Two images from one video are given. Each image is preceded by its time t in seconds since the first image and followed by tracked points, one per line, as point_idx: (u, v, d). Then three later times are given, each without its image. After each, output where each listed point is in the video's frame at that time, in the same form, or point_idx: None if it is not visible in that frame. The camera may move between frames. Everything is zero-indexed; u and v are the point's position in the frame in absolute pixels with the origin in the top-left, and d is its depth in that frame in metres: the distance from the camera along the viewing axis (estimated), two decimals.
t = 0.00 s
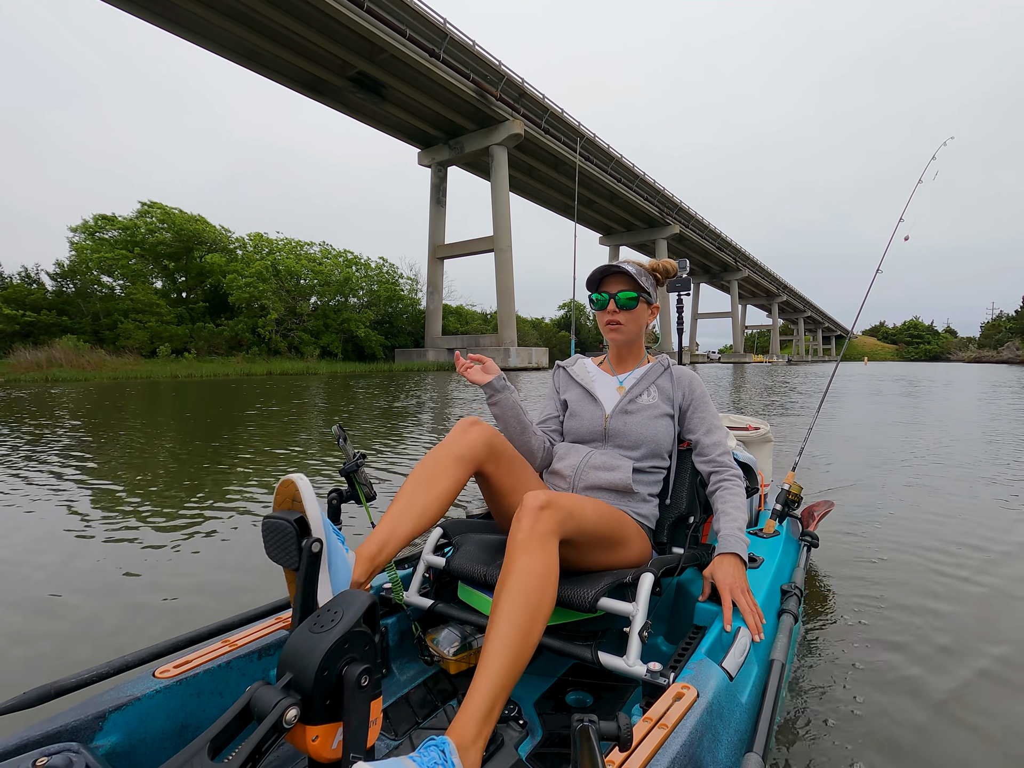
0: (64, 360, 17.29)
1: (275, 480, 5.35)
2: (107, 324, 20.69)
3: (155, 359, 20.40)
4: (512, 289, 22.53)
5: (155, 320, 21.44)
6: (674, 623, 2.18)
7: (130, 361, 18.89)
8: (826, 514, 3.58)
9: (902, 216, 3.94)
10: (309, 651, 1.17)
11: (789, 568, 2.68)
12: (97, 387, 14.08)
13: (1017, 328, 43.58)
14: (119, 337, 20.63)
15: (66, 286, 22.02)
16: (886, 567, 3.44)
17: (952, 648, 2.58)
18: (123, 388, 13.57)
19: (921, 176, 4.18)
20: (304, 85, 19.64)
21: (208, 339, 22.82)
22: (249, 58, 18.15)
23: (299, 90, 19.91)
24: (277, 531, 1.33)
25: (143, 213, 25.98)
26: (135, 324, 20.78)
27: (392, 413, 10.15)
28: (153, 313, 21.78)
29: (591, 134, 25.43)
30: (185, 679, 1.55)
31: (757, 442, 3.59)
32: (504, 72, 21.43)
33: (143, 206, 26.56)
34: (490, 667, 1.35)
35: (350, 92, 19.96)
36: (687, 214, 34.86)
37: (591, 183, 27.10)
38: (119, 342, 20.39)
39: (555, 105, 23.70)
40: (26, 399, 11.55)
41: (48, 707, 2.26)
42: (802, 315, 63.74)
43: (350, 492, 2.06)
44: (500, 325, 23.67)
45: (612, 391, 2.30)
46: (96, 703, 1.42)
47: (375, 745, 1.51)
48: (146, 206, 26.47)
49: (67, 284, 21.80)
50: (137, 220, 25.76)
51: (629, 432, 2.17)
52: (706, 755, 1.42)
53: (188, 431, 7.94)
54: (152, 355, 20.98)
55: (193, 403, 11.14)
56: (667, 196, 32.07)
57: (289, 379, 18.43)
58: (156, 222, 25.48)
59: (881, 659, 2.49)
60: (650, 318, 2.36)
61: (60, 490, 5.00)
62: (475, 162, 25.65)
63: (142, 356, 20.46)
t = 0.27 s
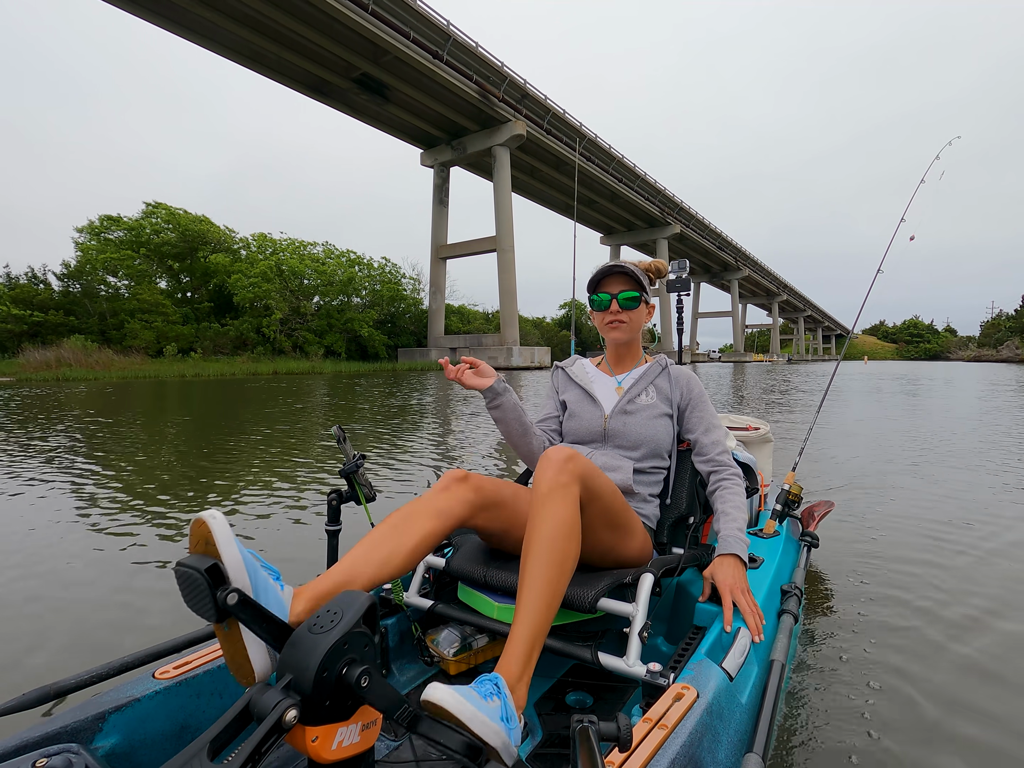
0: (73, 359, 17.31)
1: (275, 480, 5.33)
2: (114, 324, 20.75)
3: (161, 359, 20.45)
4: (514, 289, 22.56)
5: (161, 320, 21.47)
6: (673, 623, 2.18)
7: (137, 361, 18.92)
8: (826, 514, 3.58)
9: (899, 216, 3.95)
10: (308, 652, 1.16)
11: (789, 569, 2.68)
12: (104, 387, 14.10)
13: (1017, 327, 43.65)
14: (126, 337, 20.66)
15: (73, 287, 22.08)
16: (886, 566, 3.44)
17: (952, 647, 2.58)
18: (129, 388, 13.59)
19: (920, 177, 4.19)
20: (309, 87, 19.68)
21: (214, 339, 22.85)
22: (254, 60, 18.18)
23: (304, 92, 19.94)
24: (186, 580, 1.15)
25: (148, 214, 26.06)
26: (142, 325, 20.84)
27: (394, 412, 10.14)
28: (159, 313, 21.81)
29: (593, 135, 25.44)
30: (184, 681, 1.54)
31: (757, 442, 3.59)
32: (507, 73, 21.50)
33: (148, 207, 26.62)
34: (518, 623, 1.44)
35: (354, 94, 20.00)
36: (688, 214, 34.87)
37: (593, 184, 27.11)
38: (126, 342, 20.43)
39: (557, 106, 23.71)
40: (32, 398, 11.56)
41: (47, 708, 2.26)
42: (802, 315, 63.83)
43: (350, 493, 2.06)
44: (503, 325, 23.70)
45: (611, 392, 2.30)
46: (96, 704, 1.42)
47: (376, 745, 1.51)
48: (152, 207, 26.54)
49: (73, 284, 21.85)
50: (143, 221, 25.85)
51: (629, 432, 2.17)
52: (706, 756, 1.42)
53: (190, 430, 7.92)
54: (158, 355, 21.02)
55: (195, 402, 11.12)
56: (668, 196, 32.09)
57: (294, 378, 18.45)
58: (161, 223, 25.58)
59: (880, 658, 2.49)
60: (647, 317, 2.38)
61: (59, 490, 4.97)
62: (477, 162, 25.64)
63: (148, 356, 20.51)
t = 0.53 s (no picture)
0: (82, 360, 17.35)
1: (276, 481, 5.31)
2: (120, 325, 20.76)
3: (168, 359, 20.45)
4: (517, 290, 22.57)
5: (167, 320, 21.49)
6: (674, 623, 2.18)
7: (145, 361, 18.96)
8: (826, 513, 3.58)
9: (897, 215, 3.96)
10: (309, 651, 1.17)
11: (789, 568, 2.68)
12: (111, 387, 14.09)
13: (1016, 327, 43.74)
14: (132, 337, 20.71)
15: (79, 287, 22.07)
16: (887, 565, 3.44)
17: (953, 646, 2.57)
18: (137, 388, 13.61)
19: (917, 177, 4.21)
20: (314, 90, 19.73)
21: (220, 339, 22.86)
22: (259, 62, 18.20)
23: (309, 94, 19.98)
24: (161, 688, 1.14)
25: (154, 215, 26.10)
26: (148, 325, 20.86)
27: (397, 412, 10.15)
28: (166, 314, 21.86)
29: (594, 136, 25.46)
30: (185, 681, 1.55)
31: (757, 441, 3.59)
32: (510, 75, 21.58)
33: (153, 208, 26.65)
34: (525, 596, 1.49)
35: (358, 96, 20.04)
36: (689, 214, 34.88)
37: (594, 185, 27.16)
38: (132, 342, 20.44)
39: (559, 108, 23.73)
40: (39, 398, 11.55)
41: (48, 708, 2.25)
42: (803, 315, 63.92)
43: (350, 493, 2.06)
44: (506, 325, 23.73)
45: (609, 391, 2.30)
46: (96, 704, 1.42)
47: (377, 745, 1.51)
48: (157, 208, 26.58)
49: (79, 285, 21.85)
50: (149, 222, 25.88)
51: (628, 430, 2.17)
52: (706, 754, 1.42)
53: (194, 430, 7.90)
54: (165, 355, 21.05)
55: (198, 402, 11.11)
56: (669, 196, 32.11)
57: (299, 378, 18.44)
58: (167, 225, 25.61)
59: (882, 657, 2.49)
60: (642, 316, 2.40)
61: (61, 490, 4.96)
62: (479, 164, 25.67)
63: (155, 356, 20.53)
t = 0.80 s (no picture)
0: (91, 361, 17.37)
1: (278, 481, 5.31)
2: (128, 325, 20.82)
3: (175, 359, 20.50)
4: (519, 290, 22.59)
5: (174, 321, 21.54)
6: (674, 622, 2.18)
7: (153, 361, 18.98)
8: (826, 512, 3.58)
9: (900, 216, 3.95)
10: (309, 651, 1.17)
11: (789, 567, 2.68)
12: (120, 388, 14.11)
13: (1017, 327, 43.76)
14: (140, 338, 20.75)
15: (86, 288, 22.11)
16: (887, 565, 3.44)
17: (952, 646, 2.57)
18: (147, 389, 13.63)
19: (921, 179, 4.20)
20: (319, 93, 19.78)
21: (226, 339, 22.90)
22: (264, 65, 18.23)
23: (314, 97, 20.02)
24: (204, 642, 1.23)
25: (160, 217, 26.15)
26: (155, 326, 20.93)
27: (401, 412, 10.15)
28: (173, 315, 21.89)
29: (596, 137, 25.47)
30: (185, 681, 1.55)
31: (757, 441, 3.59)
32: (513, 78, 21.51)
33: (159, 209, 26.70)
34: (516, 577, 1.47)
35: (362, 99, 20.07)
36: (691, 215, 34.90)
37: (596, 186, 27.15)
38: (140, 343, 20.50)
39: (561, 109, 23.73)
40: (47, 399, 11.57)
41: (50, 708, 2.25)
42: (804, 315, 64.01)
43: (350, 493, 2.06)
44: (509, 325, 23.77)
45: (609, 391, 2.30)
46: (97, 704, 1.42)
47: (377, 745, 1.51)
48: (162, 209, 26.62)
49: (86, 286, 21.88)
50: (155, 224, 25.93)
51: (628, 430, 2.17)
52: (706, 754, 1.42)
53: (199, 430, 7.91)
54: (172, 356, 21.11)
55: (202, 402, 11.12)
56: (670, 197, 32.13)
57: (305, 379, 18.46)
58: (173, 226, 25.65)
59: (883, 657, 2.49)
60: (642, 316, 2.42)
61: (66, 489, 4.98)
62: (482, 166, 25.65)
63: (163, 357, 20.59)
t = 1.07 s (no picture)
0: (100, 361, 17.42)
1: (279, 481, 5.29)
2: (135, 325, 20.89)
3: (183, 359, 20.57)
4: (523, 291, 22.62)
5: (181, 322, 21.61)
6: (674, 622, 2.18)
7: (161, 361, 19.02)
8: (826, 512, 3.58)
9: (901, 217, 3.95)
10: (310, 650, 1.17)
11: (789, 567, 2.68)
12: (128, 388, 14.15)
13: (1018, 328, 43.80)
14: (147, 338, 20.82)
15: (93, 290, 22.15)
16: (888, 565, 3.44)
17: (952, 648, 2.57)
18: (155, 389, 13.66)
19: (920, 179, 4.20)
20: (324, 95, 19.86)
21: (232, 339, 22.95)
22: (269, 68, 18.30)
23: (319, 100, 20.09)
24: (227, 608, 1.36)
25: (166, 219, 26.24)
26: (163, 326, 21.04)
27: (405, 412, 10.13)
28: (180, 315, 21.95)
29: (599, 139, 25.46)
30: (185, 681, 1.54)
31: (757, 441, 3.59)
32: (517, 80, 21.48)
33: (165, 210, 26.77)
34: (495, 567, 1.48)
35: (366, 101, 20.14)
36: (693, 216, 34.90)
37: (598, 186, 27.17)
38: (147, 343, 20.60)
39: (564, 111, 23.73)
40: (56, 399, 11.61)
41: (49, 708, 2.25)
42: (804, 315, 64.14)
43: (350, 493, 2.06)
44: (512, 326, 23.82)
45: (608, 391, 2.30)
46: (97, 704, 1.42)
47: (376, 745, 1.51)
48: (168, 211, 26.70)
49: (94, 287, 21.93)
50: (162, 225, 26.01)
51: (626, 431, 2.16)
52: (706, 755, 1.42)
53: (203, 431, 7.89)
54: (180, 357, 21.18)
55: (206, 402, 11.12)
56: (672, 198, 32.16)
57: (311, 379, 18.49)
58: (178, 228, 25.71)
59: (882, 657, 2.49)
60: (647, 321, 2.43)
61: (73, 488, 5.01)
62: (485, 167, 25.66)
63: (170, 357, 20.67)
